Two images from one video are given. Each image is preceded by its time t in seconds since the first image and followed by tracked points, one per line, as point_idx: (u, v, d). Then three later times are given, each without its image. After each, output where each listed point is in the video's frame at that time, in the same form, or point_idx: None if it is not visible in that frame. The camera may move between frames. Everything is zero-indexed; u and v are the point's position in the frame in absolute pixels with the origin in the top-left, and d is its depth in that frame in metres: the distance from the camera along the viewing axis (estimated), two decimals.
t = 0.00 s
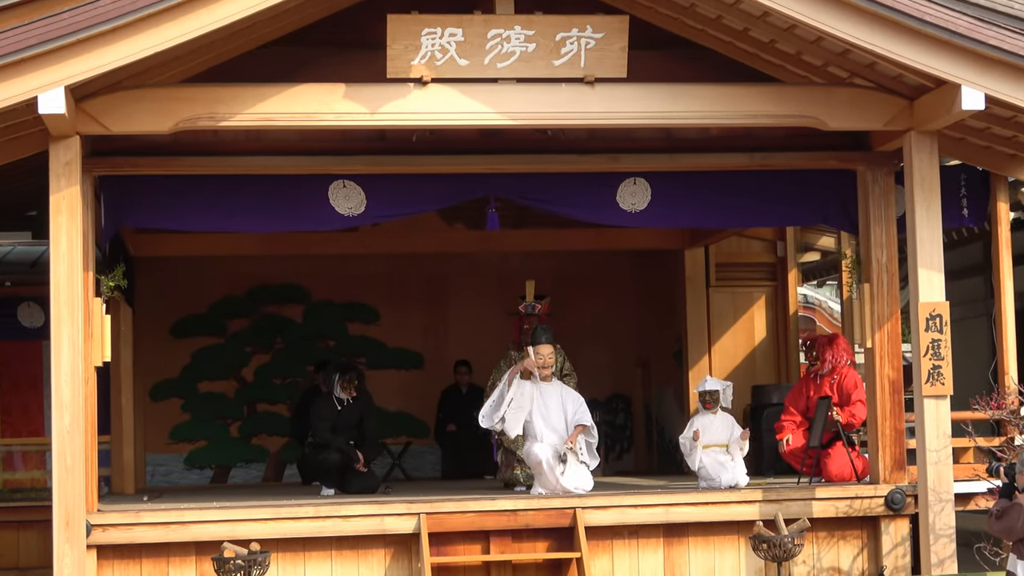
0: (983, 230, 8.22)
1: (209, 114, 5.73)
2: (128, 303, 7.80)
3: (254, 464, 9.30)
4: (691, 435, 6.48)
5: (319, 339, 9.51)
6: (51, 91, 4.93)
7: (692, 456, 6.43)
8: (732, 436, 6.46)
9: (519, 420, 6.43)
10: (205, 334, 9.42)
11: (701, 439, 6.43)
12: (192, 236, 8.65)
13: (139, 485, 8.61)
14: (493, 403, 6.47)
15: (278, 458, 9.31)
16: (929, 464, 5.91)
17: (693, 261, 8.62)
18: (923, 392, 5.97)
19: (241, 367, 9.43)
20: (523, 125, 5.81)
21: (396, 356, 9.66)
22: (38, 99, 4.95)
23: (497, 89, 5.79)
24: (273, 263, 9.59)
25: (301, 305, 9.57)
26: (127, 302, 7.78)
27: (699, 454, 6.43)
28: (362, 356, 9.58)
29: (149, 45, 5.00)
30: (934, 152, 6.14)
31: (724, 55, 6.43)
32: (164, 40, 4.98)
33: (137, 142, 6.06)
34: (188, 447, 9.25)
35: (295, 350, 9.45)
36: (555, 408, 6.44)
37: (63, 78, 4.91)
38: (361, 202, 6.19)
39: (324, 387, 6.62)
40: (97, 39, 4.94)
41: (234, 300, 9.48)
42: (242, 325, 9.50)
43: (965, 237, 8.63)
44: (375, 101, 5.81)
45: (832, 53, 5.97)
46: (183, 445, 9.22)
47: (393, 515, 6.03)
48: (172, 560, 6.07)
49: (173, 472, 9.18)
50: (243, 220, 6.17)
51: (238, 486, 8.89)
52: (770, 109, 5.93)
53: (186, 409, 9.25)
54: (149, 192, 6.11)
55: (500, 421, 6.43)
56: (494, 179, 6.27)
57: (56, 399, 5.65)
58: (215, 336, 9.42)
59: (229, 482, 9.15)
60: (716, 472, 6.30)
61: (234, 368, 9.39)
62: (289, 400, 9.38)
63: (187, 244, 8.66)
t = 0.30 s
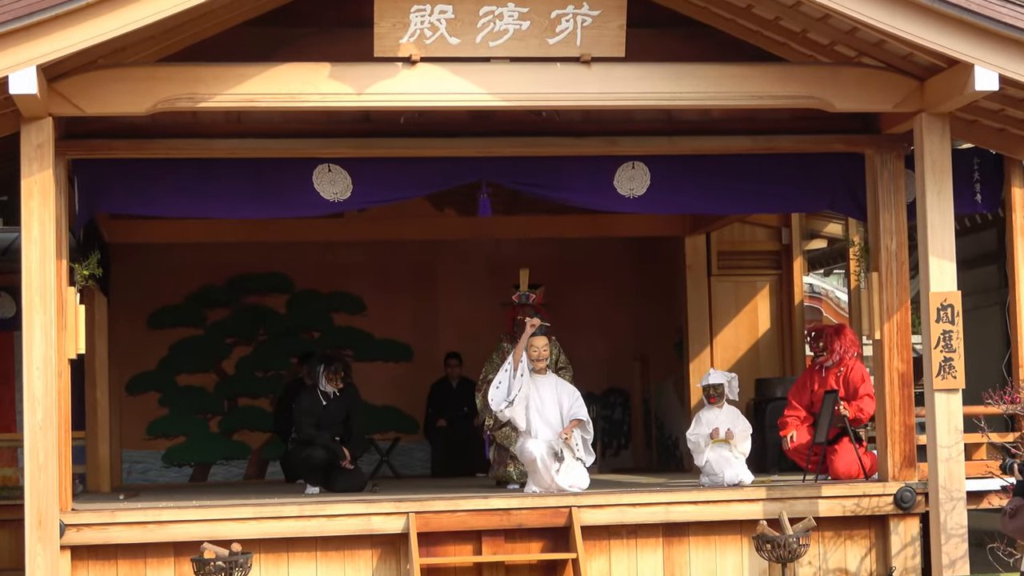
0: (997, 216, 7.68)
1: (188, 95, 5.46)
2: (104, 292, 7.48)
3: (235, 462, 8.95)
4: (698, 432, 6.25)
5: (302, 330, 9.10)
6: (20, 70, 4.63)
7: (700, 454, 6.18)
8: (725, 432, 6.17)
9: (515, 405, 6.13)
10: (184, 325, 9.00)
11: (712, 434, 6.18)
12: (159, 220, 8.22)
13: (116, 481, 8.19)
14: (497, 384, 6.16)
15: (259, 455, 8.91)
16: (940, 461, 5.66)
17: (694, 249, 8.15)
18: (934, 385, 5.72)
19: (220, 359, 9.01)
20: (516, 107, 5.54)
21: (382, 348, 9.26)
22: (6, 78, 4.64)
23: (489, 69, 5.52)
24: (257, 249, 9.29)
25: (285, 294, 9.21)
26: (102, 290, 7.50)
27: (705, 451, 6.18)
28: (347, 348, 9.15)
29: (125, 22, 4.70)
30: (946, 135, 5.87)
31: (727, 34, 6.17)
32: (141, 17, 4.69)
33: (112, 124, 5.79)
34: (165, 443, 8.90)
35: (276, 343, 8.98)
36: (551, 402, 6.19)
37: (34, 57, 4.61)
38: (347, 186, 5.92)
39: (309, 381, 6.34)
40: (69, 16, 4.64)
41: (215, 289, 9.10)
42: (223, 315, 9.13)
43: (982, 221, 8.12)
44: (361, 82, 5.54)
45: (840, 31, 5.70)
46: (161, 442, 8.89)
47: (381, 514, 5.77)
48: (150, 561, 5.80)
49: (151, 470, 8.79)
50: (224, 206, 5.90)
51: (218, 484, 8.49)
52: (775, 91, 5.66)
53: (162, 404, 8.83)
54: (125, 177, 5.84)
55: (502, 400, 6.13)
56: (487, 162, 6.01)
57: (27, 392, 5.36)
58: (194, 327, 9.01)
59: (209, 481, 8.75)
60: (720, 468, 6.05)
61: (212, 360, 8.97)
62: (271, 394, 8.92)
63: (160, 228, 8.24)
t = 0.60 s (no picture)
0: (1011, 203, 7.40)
1: (162, 78, 5.18)
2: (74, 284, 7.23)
3: (213, 462, 8.66)
4: (690, 431, 5.96)
5: (283, 325, 8.77)
6: None
7: (693, 455, 5.87)
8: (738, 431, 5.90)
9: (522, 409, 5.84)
10: (161, 319, 8.73)
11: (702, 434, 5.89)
12: (130, 212, 8.04)
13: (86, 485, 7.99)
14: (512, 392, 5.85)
15: (238, 456, 8.65)
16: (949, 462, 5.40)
17: (694, 241, 7.77)
18: (943, 382, 5.46)
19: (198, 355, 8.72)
20: (508, 91, 5.27)
21: (366, 344, 8.90)
22: None
23: (479, 51, 5.25)
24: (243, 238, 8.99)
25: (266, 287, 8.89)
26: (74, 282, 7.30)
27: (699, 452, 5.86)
28: (330, 344, 8.82)
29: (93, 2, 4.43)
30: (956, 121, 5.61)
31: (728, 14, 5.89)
32: None
33: (83, 109, 5.51)
34: (140, 442, 8.67)
35: (256, 338, 8.68)
36: (543, 401, 5.91)
37: None
38: (330, 174, 5.66)
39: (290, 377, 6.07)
40: None
41: (193, 282, 8.79)
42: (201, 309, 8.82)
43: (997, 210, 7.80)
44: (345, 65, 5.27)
45: (847, 12, 5.43)
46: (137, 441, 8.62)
47: (365, 517, 5.51)
48: (125, 566, 5.54)
49: (124, 470, 8.57)
50: (201, 195, 5.63)
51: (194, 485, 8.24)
52: (778, 75, 5.39)
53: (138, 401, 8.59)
54: (98, 164, 5.57)
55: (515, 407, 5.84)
56: (476, 149, 5.74)
57: None
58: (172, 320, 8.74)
59: (185, 481, 8.51)
60: (716, 470, 5.76)
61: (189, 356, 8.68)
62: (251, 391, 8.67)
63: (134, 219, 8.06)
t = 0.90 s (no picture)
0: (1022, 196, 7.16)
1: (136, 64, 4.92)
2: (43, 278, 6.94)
3: (190, 465, 8.38)
4: (691, 434, 5.65)
5: (264, 320, 8.59)
6: None
7: (695, 459, 5.61)
8: (724, 432, 5.63)
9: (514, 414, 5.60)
10: (135, 315, 8.50)
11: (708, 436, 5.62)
12: (99, 203, 7.74)
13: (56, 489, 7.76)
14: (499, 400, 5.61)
15: (217, 457, 8.41)
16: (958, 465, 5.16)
17: (692, 234, 7.50)
18: (951, 382, 5.23)
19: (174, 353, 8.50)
20: (498, 78, 5.02)
21: (349, 340, 8.69)
22: None
23: (468, 36, 5.00)
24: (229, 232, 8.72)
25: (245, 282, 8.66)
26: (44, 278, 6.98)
27: (701, 455, 5.61)
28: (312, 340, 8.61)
29: None
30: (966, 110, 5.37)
31: None
32: None
33: (55, 96, 5.26)
34: (115, 445, 8.37)
35: (235, 334, 8.52)
36: (534, 403, 5.64)
37: None
38: (312, 164, 5.43)
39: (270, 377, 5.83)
40: None
41: (169, 276, 8.57)
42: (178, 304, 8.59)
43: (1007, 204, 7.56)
44: (327, 50, 5.01)
45: None
46: (111, 443, 8.36)
47: (347, 522, 5.27)
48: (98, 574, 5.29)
49: (97, 473, 8.29)
50: (178, 186, 5.39)
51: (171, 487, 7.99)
52: (781, 61, 5.16)
53: (112, 401, 8.36)
54: (71, 153, 5.32)
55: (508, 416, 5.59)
56: (465, 139, 5.51)
57: None
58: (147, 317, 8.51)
59: (161, 484, 8.26)
60: (716, 474, 5.51)
61: (165, 354, 8.46)
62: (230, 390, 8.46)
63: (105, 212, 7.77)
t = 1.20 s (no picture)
0: None
1: (115, 44, 4.67)
2: (21, 272, 6.69)
3: (170, 465, 8.15)
4: (687, 432, 5.46)
5: (246, 314, 8.28)
6: None
7: (691, 458, 5.40)
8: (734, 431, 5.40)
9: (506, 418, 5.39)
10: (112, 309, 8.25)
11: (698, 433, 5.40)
12: (75, 189, 7.45)
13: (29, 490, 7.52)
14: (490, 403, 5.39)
15: (198, 457, 8.09)
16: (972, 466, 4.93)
17: (694, 224, 7.28)
18: (965, 379, 4.99)
19: (153, 347, 8.22)
20: (493, 60, 4.79)
21: (336, 335, 8.43)
22: None
23: (461, 16, 4.76)
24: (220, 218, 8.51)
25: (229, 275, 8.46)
26: (21, 272, 6.72)
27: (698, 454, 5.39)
28: (297, 335, 8.32)
29: None
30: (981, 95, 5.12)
31: None
32: None
33: (29, 79, 5.03)
34: (92, 443, 8.18)
35: (216, 328, 8.19)
36: (529, 399, 5.40)
37: None
38: (297, 151, 5.20)
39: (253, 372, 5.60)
40: None
41: (149, 269, 8.31)
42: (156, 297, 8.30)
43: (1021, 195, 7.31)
44: (314, 31, 4.77)
45: None
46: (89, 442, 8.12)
47: (334, 525, 5.03)
48: None
49: (72, 474, 8.06)
50: (158, 173, 5.16)
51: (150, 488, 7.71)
52: (789, 44, 4.92)
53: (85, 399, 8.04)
54: (46, 139, 5.09)
55: (500, 421, 5.38)
56: (457, 124, 5.28)
57: None
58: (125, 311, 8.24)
59: (139, 485, 7.97)
60: (718, 475, 5.28)
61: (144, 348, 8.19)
62: (211, 386, 8.13)
63: (81, 200, 7.49)
